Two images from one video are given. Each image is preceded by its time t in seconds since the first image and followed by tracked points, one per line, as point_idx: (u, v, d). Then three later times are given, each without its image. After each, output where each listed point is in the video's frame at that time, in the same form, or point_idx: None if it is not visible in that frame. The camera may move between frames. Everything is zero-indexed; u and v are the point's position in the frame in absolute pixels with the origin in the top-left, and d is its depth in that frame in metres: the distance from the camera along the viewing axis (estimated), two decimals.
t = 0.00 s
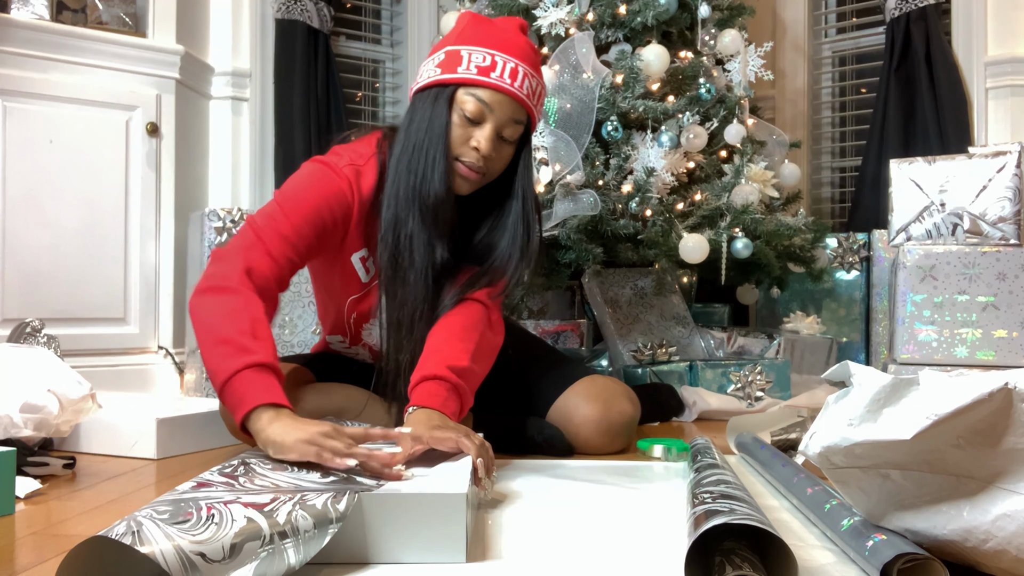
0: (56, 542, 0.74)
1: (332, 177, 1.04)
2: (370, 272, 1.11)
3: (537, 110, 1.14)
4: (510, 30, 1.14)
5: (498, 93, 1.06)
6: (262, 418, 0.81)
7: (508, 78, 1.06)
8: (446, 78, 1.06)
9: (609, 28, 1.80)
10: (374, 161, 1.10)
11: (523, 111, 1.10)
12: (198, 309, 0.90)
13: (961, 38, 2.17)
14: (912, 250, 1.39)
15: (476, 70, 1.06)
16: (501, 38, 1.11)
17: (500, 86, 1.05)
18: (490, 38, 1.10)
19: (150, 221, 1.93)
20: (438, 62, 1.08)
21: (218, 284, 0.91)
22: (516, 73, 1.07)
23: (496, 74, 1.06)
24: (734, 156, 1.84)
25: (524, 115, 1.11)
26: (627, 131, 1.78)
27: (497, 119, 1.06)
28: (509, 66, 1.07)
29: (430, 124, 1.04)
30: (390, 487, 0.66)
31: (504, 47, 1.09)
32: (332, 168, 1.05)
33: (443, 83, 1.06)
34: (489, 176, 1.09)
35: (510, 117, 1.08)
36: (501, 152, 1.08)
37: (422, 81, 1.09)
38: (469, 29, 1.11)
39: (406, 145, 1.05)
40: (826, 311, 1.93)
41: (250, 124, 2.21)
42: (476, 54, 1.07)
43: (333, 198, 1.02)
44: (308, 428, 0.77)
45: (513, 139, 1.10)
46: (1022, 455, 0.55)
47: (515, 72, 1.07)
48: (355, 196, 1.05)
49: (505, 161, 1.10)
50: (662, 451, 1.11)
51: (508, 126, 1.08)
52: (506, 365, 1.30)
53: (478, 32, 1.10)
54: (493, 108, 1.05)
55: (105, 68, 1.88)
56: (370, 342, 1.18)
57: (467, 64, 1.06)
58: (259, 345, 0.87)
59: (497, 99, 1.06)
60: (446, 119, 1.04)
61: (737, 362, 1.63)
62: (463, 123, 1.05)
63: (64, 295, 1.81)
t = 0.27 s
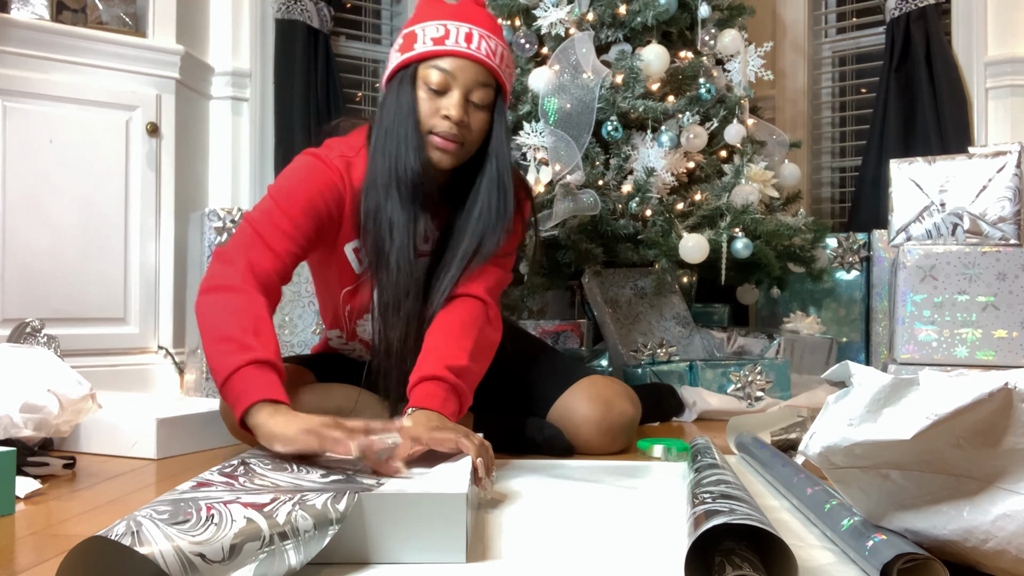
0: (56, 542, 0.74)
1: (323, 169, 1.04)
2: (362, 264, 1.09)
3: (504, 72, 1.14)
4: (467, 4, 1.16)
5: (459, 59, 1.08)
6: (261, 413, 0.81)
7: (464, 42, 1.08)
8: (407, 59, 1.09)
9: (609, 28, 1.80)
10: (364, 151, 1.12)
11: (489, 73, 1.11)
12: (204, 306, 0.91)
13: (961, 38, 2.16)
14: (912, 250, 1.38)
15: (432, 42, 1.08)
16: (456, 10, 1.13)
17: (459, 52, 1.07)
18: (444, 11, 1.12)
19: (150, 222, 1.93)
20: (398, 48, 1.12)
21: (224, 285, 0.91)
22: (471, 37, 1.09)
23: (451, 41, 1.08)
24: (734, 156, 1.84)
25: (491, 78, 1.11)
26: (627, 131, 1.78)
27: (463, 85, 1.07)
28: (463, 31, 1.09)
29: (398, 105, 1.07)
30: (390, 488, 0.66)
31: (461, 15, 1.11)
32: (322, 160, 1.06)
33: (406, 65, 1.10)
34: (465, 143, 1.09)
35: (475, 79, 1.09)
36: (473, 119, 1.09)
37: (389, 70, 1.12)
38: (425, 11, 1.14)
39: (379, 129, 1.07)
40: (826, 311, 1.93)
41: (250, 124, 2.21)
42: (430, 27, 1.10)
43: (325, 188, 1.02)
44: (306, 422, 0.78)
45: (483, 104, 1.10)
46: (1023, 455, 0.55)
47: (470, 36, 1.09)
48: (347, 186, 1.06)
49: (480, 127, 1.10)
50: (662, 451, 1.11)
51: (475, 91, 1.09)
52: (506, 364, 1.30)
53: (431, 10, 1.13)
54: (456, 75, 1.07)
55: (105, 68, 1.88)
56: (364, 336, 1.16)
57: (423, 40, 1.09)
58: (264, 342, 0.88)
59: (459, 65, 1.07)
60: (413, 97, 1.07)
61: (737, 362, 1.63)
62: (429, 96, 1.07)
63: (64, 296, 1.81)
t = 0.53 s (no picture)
0: (56, 542, 0.74)
1: (289, 179, 1.12)
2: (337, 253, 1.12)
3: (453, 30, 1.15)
4: None
5: (403, 25, 1.10)
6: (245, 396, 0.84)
7: (401, 6, 1.11)
8: (357, 40, 1.13)
9: (609, 28, 1.80)
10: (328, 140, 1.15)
11: (436, 33, 1.12)
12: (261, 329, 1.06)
13: (961, 38, 2.17)
14: (912, 250, 1.38)
15: (374, 16, 1.12)
16: None
17: (400, 17, 1.10)
18: None
19: (150, 222, 1.93)
20: (350, 34, 1.17)
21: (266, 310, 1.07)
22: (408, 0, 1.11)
23: (390, 11, 1.11)
24: (734, 156, 1.84)
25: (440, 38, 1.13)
26: (627, 131, 1.78)
27: (410, 48, 1.10)
28: None
29: (354, 86, 1.12)
30: (390, 488, 0.66)
31: None
32: (288, 169, 1.12)
33: (358, 46, 1.14)
34: (421, 108, 1.11)
35: (422, 40, 1.11)
36: (427, 83, 1.11)
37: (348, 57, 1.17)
38: None
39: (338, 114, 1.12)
40: (826, 311, 1.93)
41: (250, 124, 2.21)
42: (370, 5, 1.13)
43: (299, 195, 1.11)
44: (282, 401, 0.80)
45: (436, 64, 1.12)
46: (1022, 455, 0.55)
47: None
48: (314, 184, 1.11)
49: (432, 89, 1.12)
50: (662, 451, 1.11)
51: (425, 52, 1.11)
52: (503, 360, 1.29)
53: None
54: (402, 41, 1.10)
55: (105, 68, 1.88)
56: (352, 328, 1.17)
57: (366, 18, 1.13)
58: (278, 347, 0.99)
59: (403, 31, 1.10)
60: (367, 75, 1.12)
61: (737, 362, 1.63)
62: (383, 69, 1.10)
63: (64, 295, 1.81)
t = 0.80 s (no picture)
0: (56, 542, 0.74)
1: (265, 188, 1.18)
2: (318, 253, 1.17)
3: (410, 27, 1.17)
4: None
5: (359, 26, 1.13)
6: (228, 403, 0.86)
7: (355, 8, 1.13)
8: (316, 45, 1.16)
9: (609, 28, 1.80)
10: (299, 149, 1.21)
11: (392, 31, 1.15)
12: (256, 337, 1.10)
13: (961, 38, 2.17)
14: (912, 250, 1.38)
15: (329, 21, 1.15)
16: None
17: (356, 19, 1.13)
18: None
19: (150, 222, 1.92)
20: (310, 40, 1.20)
21: (256, 315, 1.13)
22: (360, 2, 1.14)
23: (344, 13, 1.14)
24: (735, 156, 1.84)
25: (395, 34, 1.15)
26: (627, 131, 1.78)
27: (367, 49, 1.12)
28: None
29: (313, 95, 1.16)
30: (390, 487, 0.66)
31: None
32: (264, 179, 1.19)
33: (317, 51, 1.16)
34: (385, 107, 1.13)
35: (378, 40, 1.13)
36: (385, 81, 1.13)
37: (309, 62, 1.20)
38: None
39: (299, 123, 1.17)
40: (826, 311, 1.93)
41: (250, 124, 2.21)
42: (326, 10, 1.16)
43: (278, 202, 1.17)
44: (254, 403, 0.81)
45: (394, 61, 1.14)
46: (1022, 455, 0.55)
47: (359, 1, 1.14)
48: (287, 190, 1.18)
49: (394, 87, 1.14)
50: (662, 451, 1.11)
51: (382, 50, 1.13)
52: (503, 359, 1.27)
53: None
54: (360, 43, 1.12)
55: (105, 68, 1.88)
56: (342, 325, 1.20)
57: (321, 23, 1.16)
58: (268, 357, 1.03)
59: (359, 33, 1.12)
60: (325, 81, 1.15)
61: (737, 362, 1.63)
62: (340, 72, 1.13)
63: (64, 296, 1.81)
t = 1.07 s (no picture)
0: (56, 542, 0.74)
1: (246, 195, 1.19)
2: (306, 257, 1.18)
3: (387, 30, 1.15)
4: None
5: (334, 31, 1.11)
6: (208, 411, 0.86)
7: (329, 12, 1.11)
8: (291, 49, 1.15)
9: (609, 28, 1.80)
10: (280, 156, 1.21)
11: (369, 35, 1.13)
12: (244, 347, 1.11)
13: (961, 38, 2.17)
14: (912, 250, 1.38)
15: (303, 25, 1.13)
16: None
17: (331, 23, 1.11)
18: None
19: (150, 221, 1.93)
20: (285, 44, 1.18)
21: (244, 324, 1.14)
22: (336, 5, 1.12)
23: (319, 18, 1.11)
24: (735, 156, 1.84)
25: (373, 38, 1.13)
26: (628, 131, 1.78)
27: (344, 55, 1.11)
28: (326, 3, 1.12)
29: (288, 101, 1.15)
30: (390, 487, 0.66)
31: None
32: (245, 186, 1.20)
33: (292, 57, 1.15)
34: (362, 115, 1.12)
35: (355, 46, 1.12)
36: (359, 85, 1.12)
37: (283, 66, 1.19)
38: None
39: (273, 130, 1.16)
40: (826, 311, 1.93)
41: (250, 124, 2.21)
42: (299, 13, 1.14)
43: (256, 208, 1.17)
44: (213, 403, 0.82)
45: (370, 65, 1.13)
46: (1022, 455, 0.55)
47: (334, 5, 1.12)
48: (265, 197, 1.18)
49: (371, 95, 1.12)
50: (662, 451, 1.11)
51: (359, 56, 1.12)
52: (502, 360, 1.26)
53: None
54: (335, 49, 1.11)
55: (105, 68, 1.88)
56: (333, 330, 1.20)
57: (296, 27, 1.14)
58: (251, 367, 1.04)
59: (334, 37, 1.11)
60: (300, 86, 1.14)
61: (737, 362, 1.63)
62: (315, 78, 1.12)
63: (64, 295, 1.81)
